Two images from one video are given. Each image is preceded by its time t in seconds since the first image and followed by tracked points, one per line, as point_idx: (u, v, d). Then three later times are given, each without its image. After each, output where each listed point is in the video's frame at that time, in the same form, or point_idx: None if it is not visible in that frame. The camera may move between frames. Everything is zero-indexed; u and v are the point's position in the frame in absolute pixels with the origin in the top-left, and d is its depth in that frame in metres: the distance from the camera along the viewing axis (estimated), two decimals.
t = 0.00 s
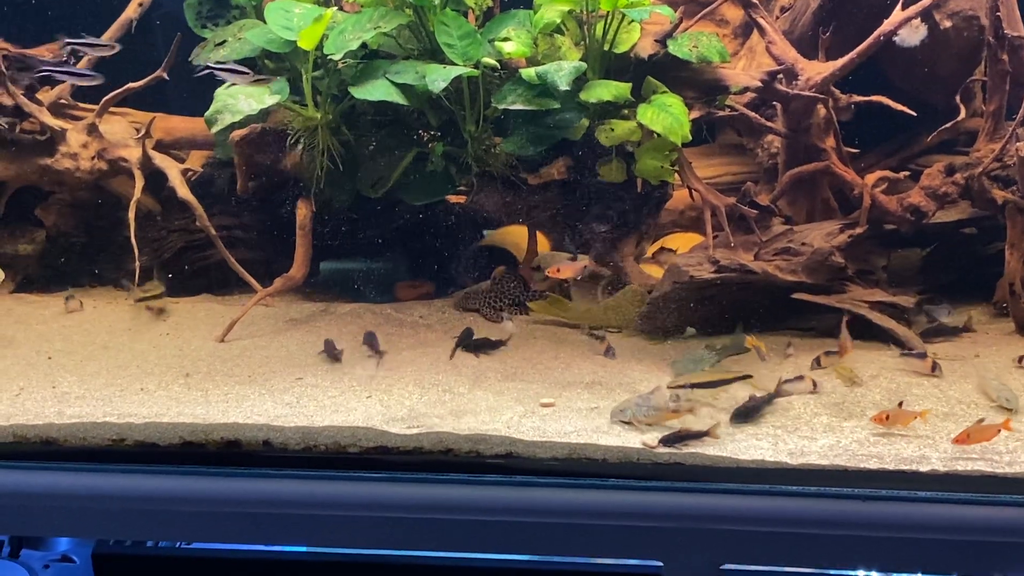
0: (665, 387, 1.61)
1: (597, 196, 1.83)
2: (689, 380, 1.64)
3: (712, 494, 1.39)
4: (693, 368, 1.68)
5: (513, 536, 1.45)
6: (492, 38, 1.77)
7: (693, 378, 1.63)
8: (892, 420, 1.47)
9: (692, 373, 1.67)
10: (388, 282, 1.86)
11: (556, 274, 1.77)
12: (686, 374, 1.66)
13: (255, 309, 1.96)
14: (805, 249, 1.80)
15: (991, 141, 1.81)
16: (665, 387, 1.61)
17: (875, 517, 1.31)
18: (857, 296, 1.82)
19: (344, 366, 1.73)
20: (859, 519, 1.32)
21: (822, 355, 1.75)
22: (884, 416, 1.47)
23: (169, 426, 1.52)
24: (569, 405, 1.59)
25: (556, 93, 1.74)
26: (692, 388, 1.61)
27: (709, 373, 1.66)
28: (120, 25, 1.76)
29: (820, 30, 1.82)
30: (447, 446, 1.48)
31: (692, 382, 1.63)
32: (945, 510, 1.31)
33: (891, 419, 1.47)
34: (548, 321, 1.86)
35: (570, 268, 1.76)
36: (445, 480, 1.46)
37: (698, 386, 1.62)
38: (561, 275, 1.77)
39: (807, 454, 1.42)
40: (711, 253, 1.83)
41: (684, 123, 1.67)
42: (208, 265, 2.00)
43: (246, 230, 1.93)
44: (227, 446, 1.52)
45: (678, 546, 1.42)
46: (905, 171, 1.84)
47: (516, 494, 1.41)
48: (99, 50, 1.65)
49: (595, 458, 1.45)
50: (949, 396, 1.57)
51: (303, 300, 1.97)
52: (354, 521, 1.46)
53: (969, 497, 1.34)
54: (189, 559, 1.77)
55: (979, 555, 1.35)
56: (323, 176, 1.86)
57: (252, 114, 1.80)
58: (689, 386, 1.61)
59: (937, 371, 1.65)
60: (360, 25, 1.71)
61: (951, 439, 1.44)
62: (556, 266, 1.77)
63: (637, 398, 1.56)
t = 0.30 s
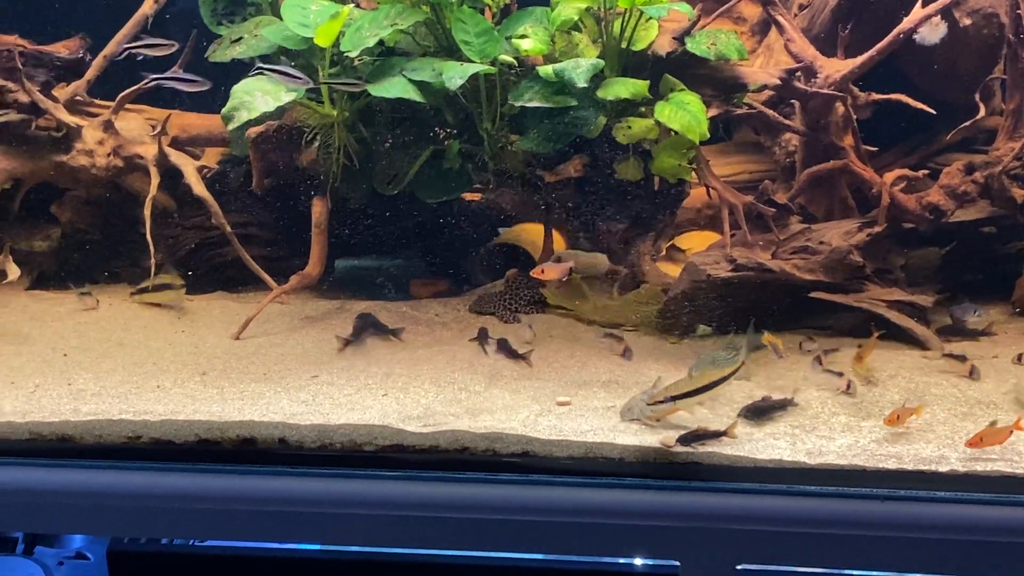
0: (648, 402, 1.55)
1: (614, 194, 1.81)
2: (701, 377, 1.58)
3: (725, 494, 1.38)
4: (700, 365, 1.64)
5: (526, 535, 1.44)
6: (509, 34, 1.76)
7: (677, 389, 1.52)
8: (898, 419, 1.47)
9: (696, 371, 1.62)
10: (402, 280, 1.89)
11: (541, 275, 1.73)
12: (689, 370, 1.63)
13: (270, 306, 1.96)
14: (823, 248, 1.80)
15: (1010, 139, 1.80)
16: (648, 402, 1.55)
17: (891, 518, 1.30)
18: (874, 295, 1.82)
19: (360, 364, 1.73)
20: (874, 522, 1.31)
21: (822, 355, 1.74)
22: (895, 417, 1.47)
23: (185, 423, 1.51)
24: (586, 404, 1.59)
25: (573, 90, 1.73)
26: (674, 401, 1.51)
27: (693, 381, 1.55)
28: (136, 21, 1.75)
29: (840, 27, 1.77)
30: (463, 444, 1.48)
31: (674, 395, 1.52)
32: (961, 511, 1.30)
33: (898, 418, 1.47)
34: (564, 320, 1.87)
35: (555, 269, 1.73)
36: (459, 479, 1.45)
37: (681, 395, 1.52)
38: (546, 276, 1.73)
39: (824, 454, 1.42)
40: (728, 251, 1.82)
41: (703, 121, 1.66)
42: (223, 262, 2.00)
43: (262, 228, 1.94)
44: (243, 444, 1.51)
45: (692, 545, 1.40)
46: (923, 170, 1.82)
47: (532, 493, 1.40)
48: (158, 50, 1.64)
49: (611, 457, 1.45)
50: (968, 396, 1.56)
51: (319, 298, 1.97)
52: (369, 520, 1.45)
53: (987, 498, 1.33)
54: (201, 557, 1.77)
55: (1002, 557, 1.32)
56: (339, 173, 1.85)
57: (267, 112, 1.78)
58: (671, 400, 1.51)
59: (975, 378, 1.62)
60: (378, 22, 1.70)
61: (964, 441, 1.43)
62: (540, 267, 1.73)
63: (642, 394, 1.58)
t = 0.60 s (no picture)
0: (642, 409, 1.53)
1: (637, 191, 1.84)
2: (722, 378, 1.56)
3: (747, 494, 1.35)
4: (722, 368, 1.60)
5: (547, 533, 1.42)
6: (533, 32, 1.76)
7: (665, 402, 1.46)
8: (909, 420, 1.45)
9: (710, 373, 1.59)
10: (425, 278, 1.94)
11: (518, 281, 1.76)
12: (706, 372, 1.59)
13: (292, 303, 1.97)
14: (847, 247, 1.79)
15: None
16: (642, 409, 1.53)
17: (915, 518, 1.28)
18: (898, 294, 1.82)
19: (381, 361, 1.73)
20: (899, 522, 1.28)
21: (837, 355, 1.74)
22: (902, 418, 1.45)
23: (207, 420, 1.50)
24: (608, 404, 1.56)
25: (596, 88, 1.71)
26: (663, 415, 1.48)
27: (683, 394, 1.48)
28: (160, 17, 1.79)
29: (864, 23, 1.77)
30: (486, 442, 1.45)
31: (664, 408, 1.47)
32: (989, 511, 1.28)
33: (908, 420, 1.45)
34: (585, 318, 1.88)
35: (531, 275, 1.77)
36: (476, 476, 1.43)
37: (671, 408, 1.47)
38: (522, 282, 1.76)
39: (848, 453, 1.39)
40: (751, 250, 1.81)
41: (727, 119, 1.65)
42: (245, 259, 2.03)
43: (284, 224, 1.97)
44: (264, 441, 1.49)
45: (706, 545, 1.40)
46: (948, 168, 1.83)
47: (551, 492, 1.38)
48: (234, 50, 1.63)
49: (635, 455, 1.43)
50: (993, 395, 1.55)
51: (340, 295, 1.99)
52: (390, 516, 1.44)
53: (1014, 498, 1.30)
54: (221, 554, 1.76)
55: None
56: (362, 170, 1.86)
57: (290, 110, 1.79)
58: (660, 413, 1.48)
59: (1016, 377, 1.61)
60: (401, 19, 1.70)
61: (983, 438, 1.41)
62: (517, 273, 1.77)
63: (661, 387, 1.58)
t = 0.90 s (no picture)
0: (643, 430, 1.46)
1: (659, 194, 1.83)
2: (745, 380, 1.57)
3: (762, 496, 1.35)
4: (736, 367, 1.63)
5: (569, 534, 1.41)
6: (556, 33, 1.76)
7: (666, 416, 1.42)
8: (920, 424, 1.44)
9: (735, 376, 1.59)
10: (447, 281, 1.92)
11: (513, 281, 1.81)
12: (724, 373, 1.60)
13: (314, 304, 2.00)
14: (870, 249, 1.83)
15: None
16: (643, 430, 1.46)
17: (932, 520, 1.28)
18: (920, 296, 1.84)
19: (402, 362, 1.73)
20: (921, 525, 1.28)
21: (860, 358, 1.73)
22: (912, 423, 1.44)
23: (230, 420, 1.49)
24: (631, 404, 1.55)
25: (619, 89, 1.72)
26: (665, 431, 1.42)
27: (684, 406, 1.45)
28: (183, 17, 1.79)
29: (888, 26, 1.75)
30: (507, 443, 1.45)
31: (666, 423, 1.43)
32: (1010, 515, 1.26)
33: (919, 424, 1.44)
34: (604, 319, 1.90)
35: (527, 277, 1.81)
36: (498, 477, 1.43)
37: (673, 422, 1.42)
38: (518, 282, 1.81)
39: (871, 455, 1.38)
40: (773, 252, 1.84)
41: (750, 120, 1.64)
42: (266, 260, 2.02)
43: (306, 226, 1.95)
44: (288, 441, 1.49)
45: (722, 546, 1.39)
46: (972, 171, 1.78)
47: (572, 493, 1.37)
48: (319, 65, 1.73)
49: (656, 456, 1.42)
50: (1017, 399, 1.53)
51: (361, 296, 2.00)
52: (413, 516, 1.45)
53: None
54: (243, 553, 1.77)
55: None
56: (385, 171, 1.87)
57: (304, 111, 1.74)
58: (663, 429, 1.42)
59: None
60: (423, 20, 1.71)
61: (991, 438, 1.41)
62: (512, 273, 1.82)
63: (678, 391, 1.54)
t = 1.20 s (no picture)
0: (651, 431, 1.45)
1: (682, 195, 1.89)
2: (762, 383, 1.60)
3: (789, 498, 1.35)
4: (752, 368, 1.66)
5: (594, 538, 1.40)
6: (578, 36, 1.76)
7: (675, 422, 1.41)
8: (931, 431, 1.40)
9: (753, 377, 1.62)
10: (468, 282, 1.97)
11: (501, 282, 1.86)
12: (740, 376, 1.61)
13: (336, 305, 2.01)
14: (892, 253, 1.77)
15: None
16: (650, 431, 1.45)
17: (953, 525, 1.28)
18: (942, 301, 1.79)
19: (424, 363, 1.73)
20: (945, 529, 1.28)
21: (883, 363, 1.70)
22: (924, 429, 1.40)
23: (253, 420, 1.49)
24: (649, 406, 1.53)
25: (641, 92, 1.71)
26: (673, 435, 1.40)
27: (693, 416, 1.43)
28: (206, 20, 1.88)
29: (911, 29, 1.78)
30: (527, 445, 1.43)
31: (675, 428, 1.41)
32: None
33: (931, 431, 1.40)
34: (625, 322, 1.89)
35: (513, 279, 1.88)
36: (523, 479, 1.43)
37: (680, 428, 1.41)
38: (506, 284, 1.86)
39: (892, 459, 1.34)
40: (795, 255, 1.80)
41: (772, 124, 1.63)
42: (291, 260, 2.08)
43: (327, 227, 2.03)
44: (308, 441, 1.48)
45: (753, 552, 1.36)
46: (995, 175, 1.81)
47: (593, 495, 1.37)
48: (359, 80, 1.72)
49: (676, 459, 1.39)
50: None
51: (382, 296, 2.04)
52: (434, 519, 1.44)
53: None
54: (262, 554, 1.76)
55: None
56: (407, 173, 1.88)
57: (335, 112, 1.79)
58: (672, 434, 1.40)
59: None
60: (446, 23, 1.71)
61: (1003, 441, 1.38)
62: (500, 274, 1.86)
63: (696, 395, 1.53)
